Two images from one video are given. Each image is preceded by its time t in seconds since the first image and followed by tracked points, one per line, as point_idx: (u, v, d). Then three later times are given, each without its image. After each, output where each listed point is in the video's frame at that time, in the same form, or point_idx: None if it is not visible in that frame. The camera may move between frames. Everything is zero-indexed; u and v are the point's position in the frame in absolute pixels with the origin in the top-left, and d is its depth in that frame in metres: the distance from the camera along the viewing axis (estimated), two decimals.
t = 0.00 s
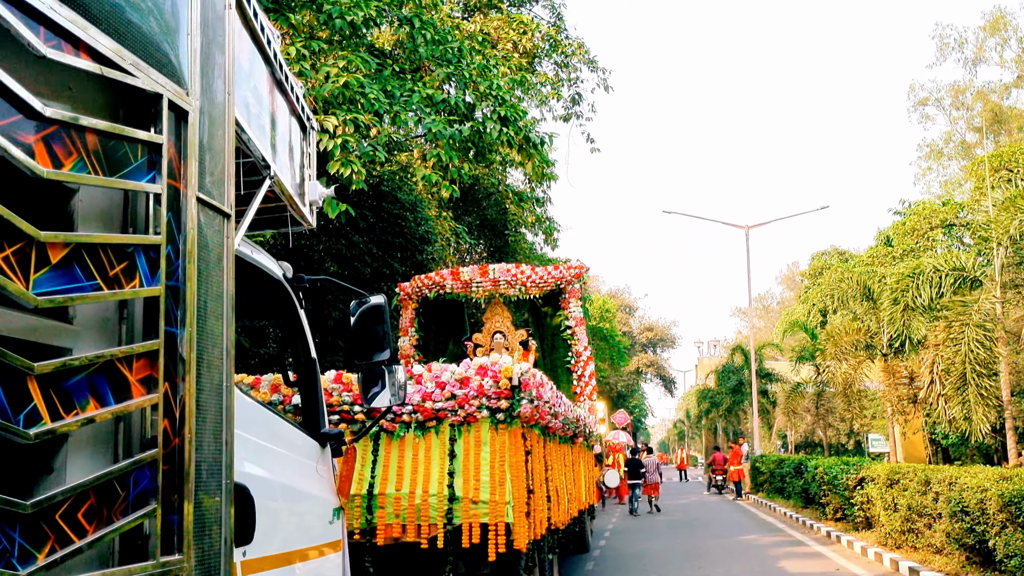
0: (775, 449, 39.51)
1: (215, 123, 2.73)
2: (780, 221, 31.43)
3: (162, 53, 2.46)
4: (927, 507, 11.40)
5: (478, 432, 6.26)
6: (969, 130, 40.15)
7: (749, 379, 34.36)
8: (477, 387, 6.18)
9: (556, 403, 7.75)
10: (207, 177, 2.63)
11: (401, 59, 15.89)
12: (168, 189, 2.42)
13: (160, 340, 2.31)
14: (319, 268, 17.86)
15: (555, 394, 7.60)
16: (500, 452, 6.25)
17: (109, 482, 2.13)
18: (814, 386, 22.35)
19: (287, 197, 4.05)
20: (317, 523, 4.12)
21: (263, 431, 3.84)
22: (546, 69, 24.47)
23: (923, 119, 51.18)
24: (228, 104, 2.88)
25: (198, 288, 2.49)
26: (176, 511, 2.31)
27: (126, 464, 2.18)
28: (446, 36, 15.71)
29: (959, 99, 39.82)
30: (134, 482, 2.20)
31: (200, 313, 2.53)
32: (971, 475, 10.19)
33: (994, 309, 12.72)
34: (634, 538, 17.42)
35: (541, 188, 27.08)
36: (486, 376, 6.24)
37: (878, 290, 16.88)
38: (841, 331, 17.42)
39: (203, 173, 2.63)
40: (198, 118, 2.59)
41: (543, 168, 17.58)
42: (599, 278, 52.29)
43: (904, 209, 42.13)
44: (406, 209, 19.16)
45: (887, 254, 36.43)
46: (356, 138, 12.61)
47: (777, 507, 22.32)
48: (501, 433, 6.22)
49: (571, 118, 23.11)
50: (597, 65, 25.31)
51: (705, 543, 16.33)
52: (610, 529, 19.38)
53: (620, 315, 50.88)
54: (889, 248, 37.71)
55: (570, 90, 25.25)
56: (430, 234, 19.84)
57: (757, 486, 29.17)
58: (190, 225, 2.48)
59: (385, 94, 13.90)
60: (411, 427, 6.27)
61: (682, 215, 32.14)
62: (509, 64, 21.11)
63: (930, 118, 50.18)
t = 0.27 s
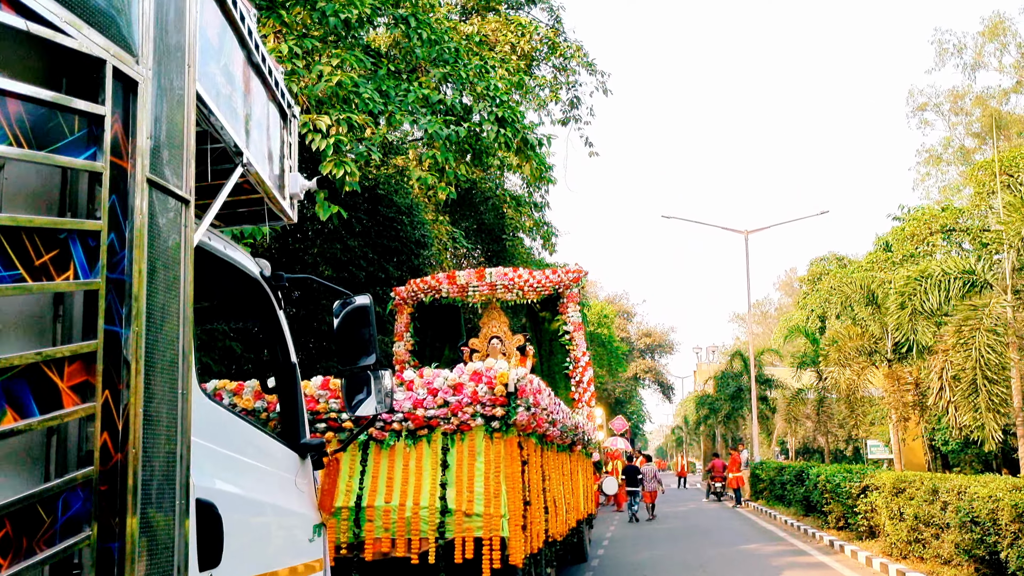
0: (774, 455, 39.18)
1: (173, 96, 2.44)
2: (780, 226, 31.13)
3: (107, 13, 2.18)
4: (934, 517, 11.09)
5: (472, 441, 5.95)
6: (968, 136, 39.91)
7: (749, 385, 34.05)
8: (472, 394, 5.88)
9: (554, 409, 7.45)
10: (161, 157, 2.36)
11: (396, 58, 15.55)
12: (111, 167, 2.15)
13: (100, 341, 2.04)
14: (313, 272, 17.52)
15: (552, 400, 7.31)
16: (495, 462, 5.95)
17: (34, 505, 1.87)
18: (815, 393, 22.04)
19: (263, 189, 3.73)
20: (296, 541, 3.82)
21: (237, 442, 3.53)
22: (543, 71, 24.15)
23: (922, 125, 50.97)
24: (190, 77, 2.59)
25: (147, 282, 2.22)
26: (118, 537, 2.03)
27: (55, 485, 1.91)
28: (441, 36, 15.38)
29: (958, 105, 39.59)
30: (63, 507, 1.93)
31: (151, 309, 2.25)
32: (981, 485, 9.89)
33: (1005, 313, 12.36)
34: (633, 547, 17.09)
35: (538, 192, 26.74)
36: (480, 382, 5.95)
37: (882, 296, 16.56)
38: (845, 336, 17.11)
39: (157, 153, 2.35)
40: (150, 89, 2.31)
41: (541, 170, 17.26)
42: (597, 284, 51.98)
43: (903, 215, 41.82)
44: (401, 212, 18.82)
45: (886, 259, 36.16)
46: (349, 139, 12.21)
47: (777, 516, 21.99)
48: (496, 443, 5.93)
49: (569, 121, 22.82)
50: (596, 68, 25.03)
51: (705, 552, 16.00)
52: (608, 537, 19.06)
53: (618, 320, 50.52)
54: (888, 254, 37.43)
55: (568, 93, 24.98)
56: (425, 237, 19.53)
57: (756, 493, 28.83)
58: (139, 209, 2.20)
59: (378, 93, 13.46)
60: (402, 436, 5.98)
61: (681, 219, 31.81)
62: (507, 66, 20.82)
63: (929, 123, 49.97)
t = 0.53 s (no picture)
0: (769, 454, 38.90)
1: (86, 36, 2.15)
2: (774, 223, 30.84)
3: None
4: (939, 516, 10.79)
5: (456, 442, 5.62)
6: (960, 132, 39.70)
7: (744, 384, 33.75)
8: (456, 391, 5.55)
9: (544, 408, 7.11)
10: (71, 107, 2.05)
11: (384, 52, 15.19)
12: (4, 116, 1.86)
13: None
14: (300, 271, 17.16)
15: (543, 398, 6.98)
16: (481, 464, 5.60)
17: None
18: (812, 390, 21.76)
19: (218, 164, 3.38)
20: (258, 551, 3.48)
21: (192, 445, 3.18)
22: (533, 68, 23.84)
23: (914, 121, 50.79)
24: (111, 22, 2.27)
25: (50, 252, 1.91)
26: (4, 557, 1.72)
27: None
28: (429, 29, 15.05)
29: (950, 101, 39.39)
30: None
31: (58, 286, 1.94)
32: (988, 483, 9.59)
33: (1011, 305, 12.06)
34: (629, 549, 16.77)
35: (530, 190, 26.39)
36: (465, 378, 5.62)
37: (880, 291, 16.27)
38: (843, 331, 16.79)
39: (64, 102, 2.04)
40: (54, 27, 2.02)
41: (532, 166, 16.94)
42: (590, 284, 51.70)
43: (896, 212, 41.58)
44: (391, 211, 18.39)
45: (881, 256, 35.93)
46: (333, 132, 11.87)
47: (775, 515, 21.70)
48: (483, 443, 5.60)
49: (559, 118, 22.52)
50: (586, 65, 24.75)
51: (703, 553, 15.68)
52: (603, 539, 18.73)
53: (612, 320, 50.20)
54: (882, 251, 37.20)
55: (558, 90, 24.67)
56: (417, 237, 19.00)
57: (753, 493, 28.53)
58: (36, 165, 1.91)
59: (363, 86, 13.11)
60: (382, 436, 5.63)
61: (674, 217, 31.51)
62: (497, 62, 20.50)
63: (921, 120, 49.78)
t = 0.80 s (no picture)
0: (769, 456, 38.56)
1: None
2: (772, 222, 30.51)
3: None
4: (948, 521, 10.45)
5: (442, 449, 5.27)
6: (958, 131, 39.39)
7: (743, 385, 33.40)
8: (441, 395, 5.20)
9: (536, 413, 6.77)
10: None
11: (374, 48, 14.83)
12: None
13: None
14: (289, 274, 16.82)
15: (534, 402, 6.64)
16: (468, 473, 5.26)
17: None
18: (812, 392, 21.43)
19: (166, 146, 3.04)
20: None
21: (134, 459, 2.83)
22: (527, 66, 23.52)
23: (912, 120, 50.47)
24: None
25: None
26: None
27: None
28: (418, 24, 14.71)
29: (948, 99, 39.08)
30: None
31: None
32: (1000, 486, 9.25)
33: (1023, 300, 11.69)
34: (628, 555, 16.44)
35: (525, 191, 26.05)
36: (451, 381, 5.28)
37: (882, 290, 15.93)
38: (846, 330, 16.42)
39: None
40: None
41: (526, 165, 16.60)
42: (587, 286, 51.35)
43: (895, 211, 41.26)
44: (382, 211, 18.10)
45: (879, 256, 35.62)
46: (319, 129, 11.51)
47: (776, 519, 21.36)
48: (470, 450, 5.25)
49: (554, 117, 22.20)
50: (581, 63, 24.43)
51: (704, 559, 15.34)
52: (602, 545, 18.38)
53: (609, 323, 49.86)
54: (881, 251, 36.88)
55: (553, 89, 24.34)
56: (410, 237, 18.75)
57: (753, 496, 28.18)
58: None
59: (350, 82, 12.77)
60: (362, 444, 5.28)
61: (671, 217, 31.18)
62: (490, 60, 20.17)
63: (919, 119, 49.46)
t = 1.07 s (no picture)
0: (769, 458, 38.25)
1: None
2: (773, 220, 30.19)
3: None
4: (959, 522, 10.13)
5: (432, 445, 4.94)
6: (958, 130, 39.07)
7: (743, 386, 33.06)
8: (431, 386, 4.89)
9: (534, 409, 6.45)
10: None
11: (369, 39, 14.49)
12: None
13: None
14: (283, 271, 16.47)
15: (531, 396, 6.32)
16: (460, 470, 4.93)
17: None
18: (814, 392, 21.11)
19: (118, 103, 2.74)
20: None
21: (78, 449, 2.50)
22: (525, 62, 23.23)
23: (912, 120, 50.15)
24: None
25: None
26: None
27: None
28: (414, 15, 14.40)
29: (948, 98, 38.75)
30: None
31: None
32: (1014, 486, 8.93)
33: None
34: (628, 557, 16.12)
35: (524, 188, 25.73)
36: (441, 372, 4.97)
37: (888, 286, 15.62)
38: (851, 326, 16.06)
39: None
40: None
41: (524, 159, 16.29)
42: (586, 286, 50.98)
43: (895, 210, 40.94)
44: (377, 208, 17.85)
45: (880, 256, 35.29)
46: (310, 119, 11.17)
47: (778, 520, 21.04)
48: (461, 446, 4.92)
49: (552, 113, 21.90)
50: (579, 59, 24.13)
51: (705, 561, 15.03)
52: (601, 547, 18.07)
53: (608, 324, 49.50)
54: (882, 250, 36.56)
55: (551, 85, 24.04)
56: (405, 233, 18.48)
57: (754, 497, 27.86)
58: None
59: (342, 72, 12.46)
60: (347, 439, 4.96)
61: (670, 216, 30.85)
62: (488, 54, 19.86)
63: (919, 118, 49.15)
